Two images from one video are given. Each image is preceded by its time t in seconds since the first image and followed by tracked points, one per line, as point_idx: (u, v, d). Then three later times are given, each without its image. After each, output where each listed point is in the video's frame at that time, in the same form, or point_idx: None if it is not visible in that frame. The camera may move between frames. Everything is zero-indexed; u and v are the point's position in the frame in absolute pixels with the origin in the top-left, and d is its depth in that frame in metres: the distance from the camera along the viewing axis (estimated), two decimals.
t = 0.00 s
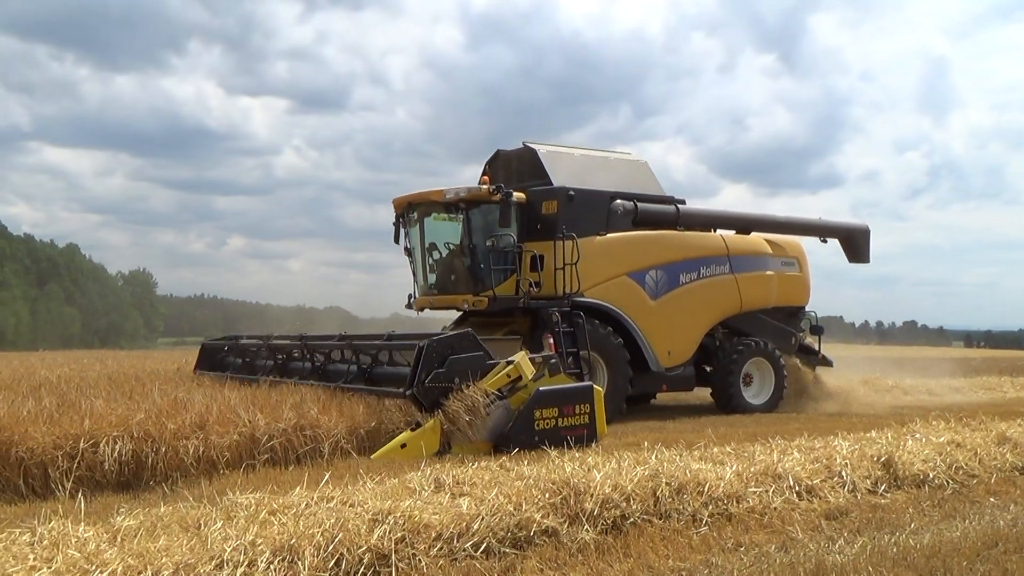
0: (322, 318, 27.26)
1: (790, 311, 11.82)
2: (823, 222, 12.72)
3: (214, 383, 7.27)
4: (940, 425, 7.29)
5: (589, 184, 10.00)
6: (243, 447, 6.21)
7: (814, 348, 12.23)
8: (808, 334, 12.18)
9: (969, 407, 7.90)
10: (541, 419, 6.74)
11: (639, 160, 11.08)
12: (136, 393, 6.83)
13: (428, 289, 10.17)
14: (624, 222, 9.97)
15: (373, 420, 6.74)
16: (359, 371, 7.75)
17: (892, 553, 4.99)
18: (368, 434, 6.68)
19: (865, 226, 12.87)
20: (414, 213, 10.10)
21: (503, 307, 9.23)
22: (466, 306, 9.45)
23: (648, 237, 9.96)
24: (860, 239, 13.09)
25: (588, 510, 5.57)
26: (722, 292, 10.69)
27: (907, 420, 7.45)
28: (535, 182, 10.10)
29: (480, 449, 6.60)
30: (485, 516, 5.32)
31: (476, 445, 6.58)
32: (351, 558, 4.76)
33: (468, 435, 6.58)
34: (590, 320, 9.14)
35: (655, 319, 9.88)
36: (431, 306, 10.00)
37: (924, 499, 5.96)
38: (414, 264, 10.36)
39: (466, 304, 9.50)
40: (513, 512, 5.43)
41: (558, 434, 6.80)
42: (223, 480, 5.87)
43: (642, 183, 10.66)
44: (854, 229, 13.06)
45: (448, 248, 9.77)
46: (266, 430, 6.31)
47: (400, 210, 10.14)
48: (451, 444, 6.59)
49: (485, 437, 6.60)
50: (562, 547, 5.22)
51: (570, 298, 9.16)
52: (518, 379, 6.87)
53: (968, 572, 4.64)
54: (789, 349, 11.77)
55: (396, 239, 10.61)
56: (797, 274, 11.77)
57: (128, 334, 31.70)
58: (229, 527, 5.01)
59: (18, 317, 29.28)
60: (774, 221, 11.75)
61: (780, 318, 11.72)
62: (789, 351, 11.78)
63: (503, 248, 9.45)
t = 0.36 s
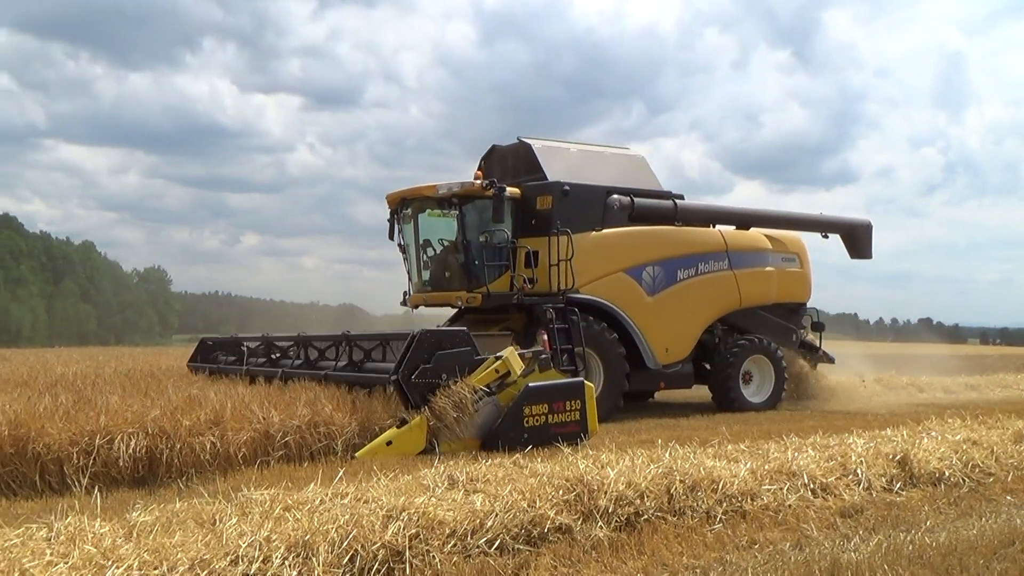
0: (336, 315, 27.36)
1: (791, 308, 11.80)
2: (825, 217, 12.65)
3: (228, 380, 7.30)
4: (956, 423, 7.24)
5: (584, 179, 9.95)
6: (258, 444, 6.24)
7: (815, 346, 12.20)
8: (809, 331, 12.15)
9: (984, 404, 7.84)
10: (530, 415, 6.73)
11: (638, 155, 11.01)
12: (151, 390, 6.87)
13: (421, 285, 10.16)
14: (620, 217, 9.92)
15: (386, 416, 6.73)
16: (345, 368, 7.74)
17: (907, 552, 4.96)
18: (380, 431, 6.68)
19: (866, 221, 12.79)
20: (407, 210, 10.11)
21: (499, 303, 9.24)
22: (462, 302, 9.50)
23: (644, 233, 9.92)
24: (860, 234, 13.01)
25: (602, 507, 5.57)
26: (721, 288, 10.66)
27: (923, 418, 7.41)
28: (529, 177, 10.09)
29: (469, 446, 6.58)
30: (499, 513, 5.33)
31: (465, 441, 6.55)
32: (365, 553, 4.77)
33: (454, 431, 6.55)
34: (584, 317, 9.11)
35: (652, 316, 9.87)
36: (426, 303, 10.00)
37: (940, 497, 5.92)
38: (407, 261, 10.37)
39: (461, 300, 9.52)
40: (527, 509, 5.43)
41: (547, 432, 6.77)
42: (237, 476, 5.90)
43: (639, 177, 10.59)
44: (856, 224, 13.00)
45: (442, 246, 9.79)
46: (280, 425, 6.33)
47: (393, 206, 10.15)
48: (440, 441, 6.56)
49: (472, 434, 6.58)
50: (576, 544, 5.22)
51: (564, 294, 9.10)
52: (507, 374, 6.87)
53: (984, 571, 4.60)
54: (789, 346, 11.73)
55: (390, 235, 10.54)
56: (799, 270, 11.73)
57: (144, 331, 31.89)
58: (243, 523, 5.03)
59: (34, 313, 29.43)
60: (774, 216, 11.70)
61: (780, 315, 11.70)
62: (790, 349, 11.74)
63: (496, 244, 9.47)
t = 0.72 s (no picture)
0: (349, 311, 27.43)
1: (792, 303, 11.77)
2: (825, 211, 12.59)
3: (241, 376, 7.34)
4: (972, 419, 7.20)
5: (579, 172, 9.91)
6: (272, 439, 6.27)
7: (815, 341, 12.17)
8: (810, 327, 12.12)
9: (1000, 401, 7.79)
10: (521, 409, 6.67)
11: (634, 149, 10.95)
12: (167, 385, 6.91)
13: (415, 281, 10.11)
14: (616, 210, 9.88)
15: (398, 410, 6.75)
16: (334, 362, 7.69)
17: (923, 548, 4.94)
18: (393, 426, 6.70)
19: (866, 215, 12.71)
20: (399, 204, 10.07)
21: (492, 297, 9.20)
22: (454, 297, 9.43)
23: (641, 226, 9.90)
24: (860, 227, 12.93)
25: (616, 503, 5.56)
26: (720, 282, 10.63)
27: (939, 414, 7.37)
28: (522, 171, 10.07)
29: (458, 440, 6.54)
30: (513, 508, 5.33)
31: (453, 436, 6.51)
32: (380, 548, 4.78)
33: (443, 425, 6.49)
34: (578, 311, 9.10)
35: (649, 310, 9.85)
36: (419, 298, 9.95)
37: (956, 493, 5.89)
38: (401, 256, 10.34)
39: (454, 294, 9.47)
40: (541, 504, 5.44)
41: (538, 426, 6.69)
42: (253, 471, 5.92)
43: (634, 171, 10.54)
44: (856, 217, 12.92)
45: (434, 240, 9.73)
46: (295, 421, 6.36)
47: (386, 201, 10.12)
48: (428, 436, 6.49)
49: (460, 428, 6.54)
50: (591, 539, 5.22)
51: (559, 289, 9.11)
52: (496, 368, 6.79)
53: (1001, 568, 4.58)
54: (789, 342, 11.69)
55: (384, 231, 10.47)
56: (799, 265, 11.70)
57: (157, 328, 32.06)
58: (259, 517, 5.06)
59: (49, 309, 29.59)
60: (774, 210, 11.65)
61: (781, 310, 11.66)
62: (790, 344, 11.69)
63: (490, 237, 9.44)
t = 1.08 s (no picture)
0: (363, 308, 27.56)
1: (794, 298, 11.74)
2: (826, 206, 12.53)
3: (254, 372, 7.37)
4: (988, 415, 7.16)
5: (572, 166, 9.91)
6: (287, 435, 6.30)
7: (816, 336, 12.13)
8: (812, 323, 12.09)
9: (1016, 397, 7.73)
10: (507, 407, 6.68)
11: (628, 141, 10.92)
12: (181, 381, 6.96)
13: (409, 277, 10.14)
14: (611, 204, 9.90)
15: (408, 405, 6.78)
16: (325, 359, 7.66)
17: (938, 545, 4.91)
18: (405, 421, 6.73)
19: (868, 210, 12.64)
20: (392, 200, 10.11)
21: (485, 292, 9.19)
22: (447, 292, 9.43)
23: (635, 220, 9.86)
24: (862, 224, 12.85)
25: (630, 499, 5.56)
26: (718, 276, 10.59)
27: (954, 410, 7.34)
28: (515, 166, 10.07)
29: (444, 438, 6.54)
30: (527, 504, 5.34)
31: (439, 433, 6.50)
32: (394, 544, 4.79)
33: (427, 422, 6.47)
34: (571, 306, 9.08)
35: (645, 304, 9.82)
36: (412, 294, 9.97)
37: (971, 490, 5.86)
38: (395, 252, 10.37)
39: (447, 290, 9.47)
40: (554, 500, 5.44)
41: (525, 424, 6.69)
42: (268, 467, 5.95)
43: (627, 164, 10.52)
44: (858, 212, 12.85)
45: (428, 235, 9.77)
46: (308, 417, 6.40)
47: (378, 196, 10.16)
48: (412, 433, 6.47)
49: (445, 425, 6.52)
50: (605, 535, 5.22)
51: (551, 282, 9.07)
52: (482, 364, 6.73)
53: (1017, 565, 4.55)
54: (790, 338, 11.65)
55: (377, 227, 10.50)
56: (799, 260, 11.66)
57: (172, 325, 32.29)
58: (274, 513, 5.08)
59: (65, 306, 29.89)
60: (774, 205, 11.62)
61: (781, 306, 11.63)
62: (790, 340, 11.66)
63: (483, 231, 9.44)
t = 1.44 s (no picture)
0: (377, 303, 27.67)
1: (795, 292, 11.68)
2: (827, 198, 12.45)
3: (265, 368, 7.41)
4: (1004, 410, 7.12)
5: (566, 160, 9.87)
6: (301, 430, 6.36)
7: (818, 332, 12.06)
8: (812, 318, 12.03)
9: None
10: (493, 407, 6.63)
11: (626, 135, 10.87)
12: (196, 376, 7.01)
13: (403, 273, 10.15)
14: (606, 197, 9.81)
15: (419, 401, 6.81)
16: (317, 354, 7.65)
17: (954, 540, 4.89)
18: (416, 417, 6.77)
19: (868, 202, 12.57)
20: (385, 196, 10.13)
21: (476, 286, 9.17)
22: (438, 287, 9.42)
23: (630, 214, 9.82)
24: (863, 215, 12.77)
25: (643, 494, 5.56)
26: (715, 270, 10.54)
27: (970, 405, 7.29)
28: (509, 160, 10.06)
29: (429, 438, 6.52)
30: (540, 499, 5.35)
31: (424, 433, 6.48)
32: (408, 539, 4.81)
33: (410, 423, 6.45)
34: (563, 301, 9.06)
35: (641, 298, 9.79)
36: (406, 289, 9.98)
37: (987, 485, 5.82)
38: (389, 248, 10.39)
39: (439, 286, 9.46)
40: (568, 495, 5.44)
41: (510, 425, 6.64)
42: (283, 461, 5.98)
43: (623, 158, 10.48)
44: (859, 205, 12.77)
45: (419, 231, 9.77)
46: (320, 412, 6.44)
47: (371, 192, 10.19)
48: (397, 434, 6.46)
49: (429, 425, 6.50)
50: (618, 530, 5.22)
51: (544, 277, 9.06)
52: (467, 364, 6.73)
53: None
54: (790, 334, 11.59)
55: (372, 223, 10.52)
56: (799, 254, 11.58)
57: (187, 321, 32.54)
58: (288, 507, 5.11)
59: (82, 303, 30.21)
60: (773, 198, 11.54)
61: (782, 301, 11.56)
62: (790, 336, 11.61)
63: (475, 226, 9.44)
